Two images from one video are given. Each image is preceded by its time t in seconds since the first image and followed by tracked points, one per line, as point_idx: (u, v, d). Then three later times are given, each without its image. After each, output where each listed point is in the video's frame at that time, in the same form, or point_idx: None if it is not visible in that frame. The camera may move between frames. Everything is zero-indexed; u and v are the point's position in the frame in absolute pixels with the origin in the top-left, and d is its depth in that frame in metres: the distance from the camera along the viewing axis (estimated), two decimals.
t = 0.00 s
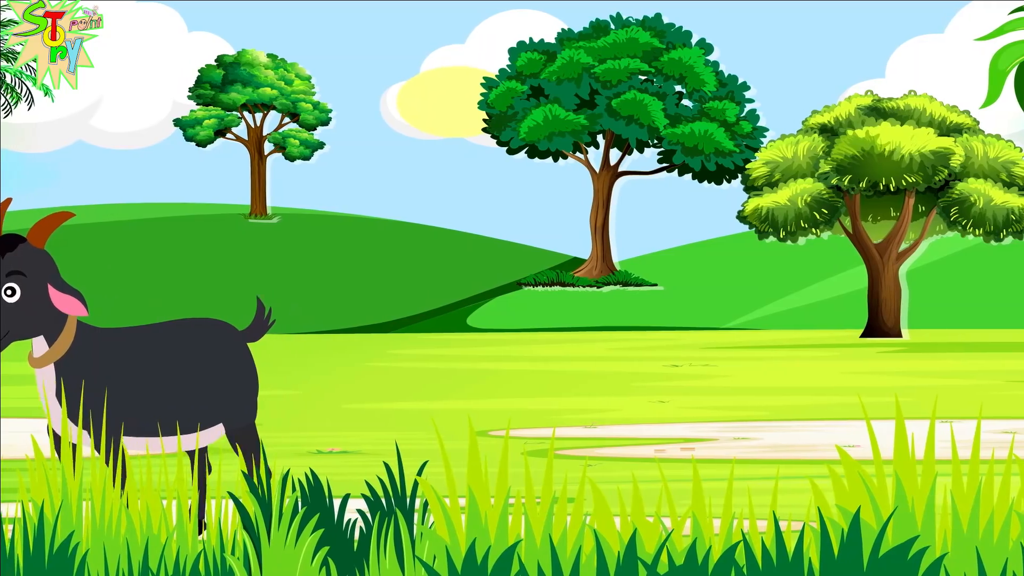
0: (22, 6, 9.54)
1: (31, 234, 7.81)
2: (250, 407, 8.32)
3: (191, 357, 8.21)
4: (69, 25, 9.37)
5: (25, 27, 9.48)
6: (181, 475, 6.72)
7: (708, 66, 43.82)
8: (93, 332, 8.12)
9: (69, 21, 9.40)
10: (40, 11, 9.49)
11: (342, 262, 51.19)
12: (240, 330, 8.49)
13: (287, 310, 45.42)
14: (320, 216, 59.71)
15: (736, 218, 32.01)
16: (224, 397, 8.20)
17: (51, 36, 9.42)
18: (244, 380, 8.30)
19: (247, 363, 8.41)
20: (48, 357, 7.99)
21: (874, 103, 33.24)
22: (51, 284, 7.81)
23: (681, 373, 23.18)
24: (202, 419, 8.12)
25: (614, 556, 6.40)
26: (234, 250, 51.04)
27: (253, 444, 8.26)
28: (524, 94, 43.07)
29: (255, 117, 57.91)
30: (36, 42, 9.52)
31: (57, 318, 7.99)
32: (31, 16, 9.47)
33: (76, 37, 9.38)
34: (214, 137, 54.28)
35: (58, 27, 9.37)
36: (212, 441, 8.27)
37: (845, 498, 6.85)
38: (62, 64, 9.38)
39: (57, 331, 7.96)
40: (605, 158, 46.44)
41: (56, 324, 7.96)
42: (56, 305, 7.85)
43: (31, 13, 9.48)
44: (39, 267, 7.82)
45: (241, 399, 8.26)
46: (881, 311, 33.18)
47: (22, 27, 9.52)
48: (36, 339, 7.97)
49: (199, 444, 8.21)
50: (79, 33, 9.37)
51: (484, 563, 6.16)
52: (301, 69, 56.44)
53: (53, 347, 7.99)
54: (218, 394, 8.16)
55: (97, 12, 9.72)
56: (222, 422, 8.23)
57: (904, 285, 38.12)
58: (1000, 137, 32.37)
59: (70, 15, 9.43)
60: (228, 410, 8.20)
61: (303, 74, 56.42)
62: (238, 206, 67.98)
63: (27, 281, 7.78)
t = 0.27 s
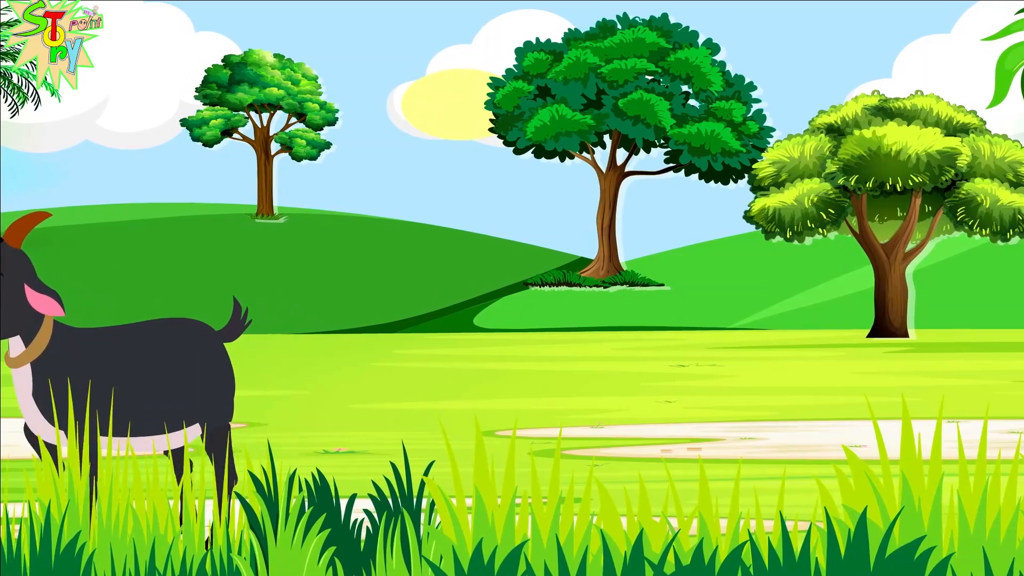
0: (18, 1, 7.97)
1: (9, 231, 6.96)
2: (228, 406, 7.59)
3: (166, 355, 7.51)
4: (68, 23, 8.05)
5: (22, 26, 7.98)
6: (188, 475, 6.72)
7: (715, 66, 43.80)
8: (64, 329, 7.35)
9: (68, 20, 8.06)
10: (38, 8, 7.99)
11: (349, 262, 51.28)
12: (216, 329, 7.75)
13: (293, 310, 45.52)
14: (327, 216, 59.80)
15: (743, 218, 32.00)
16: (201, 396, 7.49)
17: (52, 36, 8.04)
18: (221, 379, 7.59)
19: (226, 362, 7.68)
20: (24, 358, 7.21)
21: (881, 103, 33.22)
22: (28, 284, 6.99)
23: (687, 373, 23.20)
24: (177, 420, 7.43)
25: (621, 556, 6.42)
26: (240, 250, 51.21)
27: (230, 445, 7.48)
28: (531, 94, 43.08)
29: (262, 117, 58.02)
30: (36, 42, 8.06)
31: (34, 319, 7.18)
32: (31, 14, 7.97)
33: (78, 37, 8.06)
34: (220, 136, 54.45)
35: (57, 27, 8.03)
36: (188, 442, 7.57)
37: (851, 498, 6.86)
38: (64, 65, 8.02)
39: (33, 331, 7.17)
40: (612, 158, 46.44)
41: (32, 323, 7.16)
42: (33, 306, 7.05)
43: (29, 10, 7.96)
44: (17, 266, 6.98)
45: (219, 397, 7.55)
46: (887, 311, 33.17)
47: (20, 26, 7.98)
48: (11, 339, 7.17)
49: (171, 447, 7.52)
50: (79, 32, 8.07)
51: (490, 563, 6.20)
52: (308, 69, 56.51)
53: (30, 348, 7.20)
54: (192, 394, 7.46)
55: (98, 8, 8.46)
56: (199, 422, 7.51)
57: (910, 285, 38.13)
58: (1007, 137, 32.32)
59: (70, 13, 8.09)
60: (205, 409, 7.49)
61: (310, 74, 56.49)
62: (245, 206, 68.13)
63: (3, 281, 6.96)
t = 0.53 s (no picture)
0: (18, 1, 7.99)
1: None
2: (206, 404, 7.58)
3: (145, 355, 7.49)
4: (68, 23, 8.08)
5: (22, 26, 7.98)
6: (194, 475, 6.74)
7: (722, 66, 43.80)
8: (39, 327, 7.33)
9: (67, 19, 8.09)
10: (38, 9, 8.02)
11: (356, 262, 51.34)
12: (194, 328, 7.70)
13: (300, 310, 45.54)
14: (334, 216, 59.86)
15: (749, 218, 31.98)
16: (180, 395, 7.50)
17: (51, 36, 8.08)
18: (199, 378, 7.56)
19: (203, 361, 7.66)
20: None
21: (887, 102, 33.20)
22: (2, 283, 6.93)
23: (694, 373, 23.20)
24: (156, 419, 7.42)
25: (628, 557, 6.44)
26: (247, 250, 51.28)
27: (207, 443, 7.48)
28: (537, 94, 43.10)
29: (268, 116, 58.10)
30: (36, 41, 8.10)
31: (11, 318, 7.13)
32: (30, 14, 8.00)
33: (77, 37, 8.10)
34: (227, 136, 54.46)
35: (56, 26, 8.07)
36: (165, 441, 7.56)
37: (858, 498, 6.86)
38: (63, 64, 8.03)
39: (11, 329, 7.13)
40: (619, 158, 46.46)
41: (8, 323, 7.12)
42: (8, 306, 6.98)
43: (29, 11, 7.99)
44: None
45: (196, 396, 7.53)
46: (894, 311, 33.13)
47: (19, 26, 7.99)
48: None
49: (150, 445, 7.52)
50: (78, 31, 8.11)
51: (496, 563, 6.21)
52: (315, 69, 56.60)
53: (6, 348, 7.16)
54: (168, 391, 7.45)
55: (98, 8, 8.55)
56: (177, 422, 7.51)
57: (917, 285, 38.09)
58: (1014, 137, 32.27)
59: (70, 12, 8.10)
60: (184, 408, 7.49)
61: (316, 74, 56.58)
62: (252, 206, 68.22)
63: None
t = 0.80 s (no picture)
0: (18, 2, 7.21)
1: None
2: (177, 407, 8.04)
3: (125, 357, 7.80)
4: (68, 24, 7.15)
5: (21, 27, 7.14)
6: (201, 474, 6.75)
7: (728, 66, 43.78)
8: (21, 326, 7.48)
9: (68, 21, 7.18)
10: (39, 9, 7.20)
11: (362, 262, 51.42)
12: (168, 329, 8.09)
13: (305, 309, 45.61)
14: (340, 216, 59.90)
15: (756, 218, 31.96)
16: (156, 399, 7.90)
17: (52, 37, 7.15)
18: (173, 381, 8.00)
19: (176, 364, 8.09)
20: None
21: (894, 102, 33.18)
22: None
23: (701, 373, 23.20)
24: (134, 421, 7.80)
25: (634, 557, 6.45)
26: (252, 250, 51.39)
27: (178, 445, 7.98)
28: (544, 94, 43.11)
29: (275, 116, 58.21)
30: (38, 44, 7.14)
31: None
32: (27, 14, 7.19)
33: (79, 38, 7.12)
34: (233, 137, 54.68)
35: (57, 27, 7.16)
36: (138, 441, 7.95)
37: (865, 498, 6.87)
38: (63, 64, 7.03)
39: None
40: (625, 158, 46.47)
41: None
42: None
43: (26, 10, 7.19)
44: None
45: (171, 400, 7.97)
46: (901, 311, 33.10)
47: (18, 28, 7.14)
48: None
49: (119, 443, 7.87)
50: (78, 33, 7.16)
51: (503, 563, 6.23)
52: (321, 69, 56.70)
53: None
54: (148, 391, 7.83)
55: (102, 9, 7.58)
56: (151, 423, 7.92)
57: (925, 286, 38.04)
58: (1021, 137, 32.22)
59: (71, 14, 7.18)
60: (160, 412, 7.91)
61: (323, 74, 56.70)
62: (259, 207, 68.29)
63: None
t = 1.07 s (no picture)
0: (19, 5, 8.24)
1: None
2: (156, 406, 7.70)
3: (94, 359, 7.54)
4: (68, 26, 8.32)
5: (23, 27, 8.20)
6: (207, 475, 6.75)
7: (735, 66, 43.77)
8: None
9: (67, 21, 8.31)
10: (38, 9, 8.23)
11: (368, 262, 51.49)
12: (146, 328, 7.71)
13: (311, 310, 45.64)
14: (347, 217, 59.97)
15: (763, 218, 31.92)
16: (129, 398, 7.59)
17: (52, 36, 8.21)
18: (149, 380, 7.65)
19: (155, 362, 7.72)
20: None
21: (901, 103, 33.16)
22: None
23: (707, 373, 23.22)
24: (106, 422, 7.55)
25: (642, 557, 6.47)
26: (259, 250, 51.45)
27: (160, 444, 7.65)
28: (551, 94, 43.13)
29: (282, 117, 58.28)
30: (36, 43, 8.22)
31: None
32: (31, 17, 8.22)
33: (76, 36, 8.30)
34: (240, 136, 54.28)
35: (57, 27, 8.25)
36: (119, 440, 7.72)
37: (872, 499, 6.88)
38: (62, 63, 8.10)
39: None
40: (632, 158, 46.48)
41: None
42: None
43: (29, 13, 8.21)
44: None
45: (148, 399, 7.64)
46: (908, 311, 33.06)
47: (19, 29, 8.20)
48: None
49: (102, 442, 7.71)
50: (78, 35, 8.40)
51: (511, 563, 6.26)
52: (328, 69, 56.78)
53: None
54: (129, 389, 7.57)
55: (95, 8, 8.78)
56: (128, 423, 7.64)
57: (932, 286, 38.01)
58: None
59: (69, 16, 8.40)
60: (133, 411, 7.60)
61: (330, 74, 56.77)
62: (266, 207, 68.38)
63: None
